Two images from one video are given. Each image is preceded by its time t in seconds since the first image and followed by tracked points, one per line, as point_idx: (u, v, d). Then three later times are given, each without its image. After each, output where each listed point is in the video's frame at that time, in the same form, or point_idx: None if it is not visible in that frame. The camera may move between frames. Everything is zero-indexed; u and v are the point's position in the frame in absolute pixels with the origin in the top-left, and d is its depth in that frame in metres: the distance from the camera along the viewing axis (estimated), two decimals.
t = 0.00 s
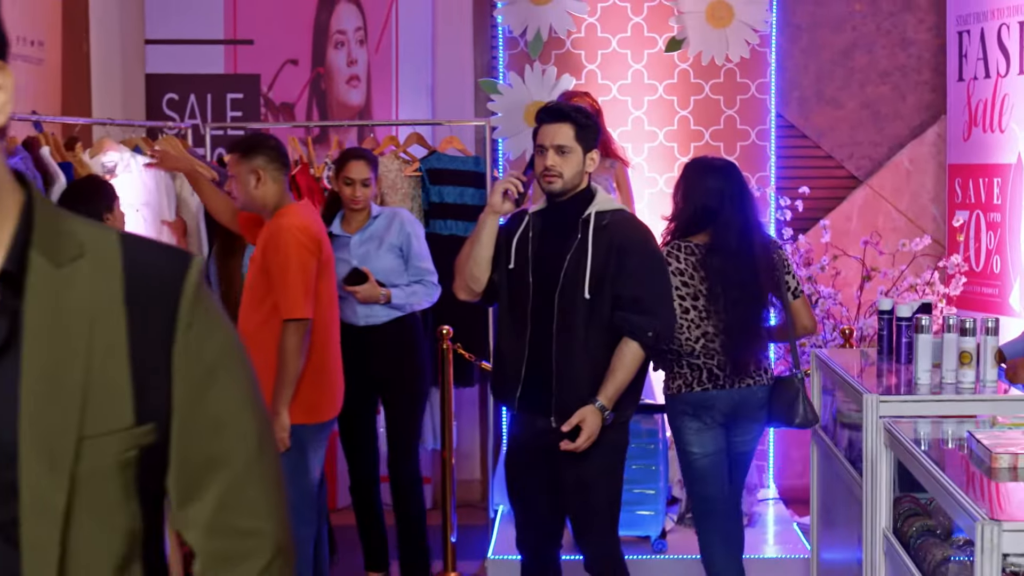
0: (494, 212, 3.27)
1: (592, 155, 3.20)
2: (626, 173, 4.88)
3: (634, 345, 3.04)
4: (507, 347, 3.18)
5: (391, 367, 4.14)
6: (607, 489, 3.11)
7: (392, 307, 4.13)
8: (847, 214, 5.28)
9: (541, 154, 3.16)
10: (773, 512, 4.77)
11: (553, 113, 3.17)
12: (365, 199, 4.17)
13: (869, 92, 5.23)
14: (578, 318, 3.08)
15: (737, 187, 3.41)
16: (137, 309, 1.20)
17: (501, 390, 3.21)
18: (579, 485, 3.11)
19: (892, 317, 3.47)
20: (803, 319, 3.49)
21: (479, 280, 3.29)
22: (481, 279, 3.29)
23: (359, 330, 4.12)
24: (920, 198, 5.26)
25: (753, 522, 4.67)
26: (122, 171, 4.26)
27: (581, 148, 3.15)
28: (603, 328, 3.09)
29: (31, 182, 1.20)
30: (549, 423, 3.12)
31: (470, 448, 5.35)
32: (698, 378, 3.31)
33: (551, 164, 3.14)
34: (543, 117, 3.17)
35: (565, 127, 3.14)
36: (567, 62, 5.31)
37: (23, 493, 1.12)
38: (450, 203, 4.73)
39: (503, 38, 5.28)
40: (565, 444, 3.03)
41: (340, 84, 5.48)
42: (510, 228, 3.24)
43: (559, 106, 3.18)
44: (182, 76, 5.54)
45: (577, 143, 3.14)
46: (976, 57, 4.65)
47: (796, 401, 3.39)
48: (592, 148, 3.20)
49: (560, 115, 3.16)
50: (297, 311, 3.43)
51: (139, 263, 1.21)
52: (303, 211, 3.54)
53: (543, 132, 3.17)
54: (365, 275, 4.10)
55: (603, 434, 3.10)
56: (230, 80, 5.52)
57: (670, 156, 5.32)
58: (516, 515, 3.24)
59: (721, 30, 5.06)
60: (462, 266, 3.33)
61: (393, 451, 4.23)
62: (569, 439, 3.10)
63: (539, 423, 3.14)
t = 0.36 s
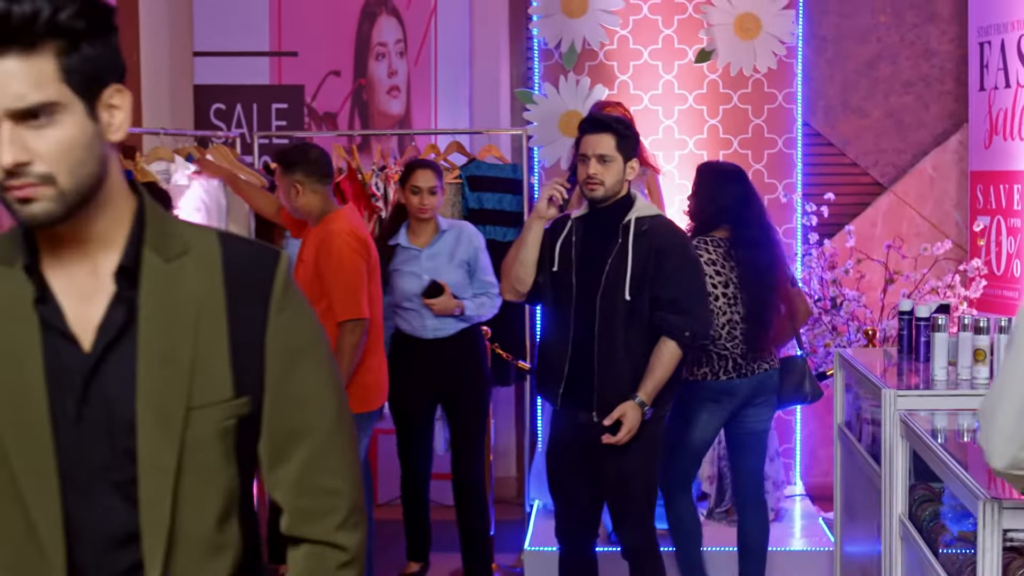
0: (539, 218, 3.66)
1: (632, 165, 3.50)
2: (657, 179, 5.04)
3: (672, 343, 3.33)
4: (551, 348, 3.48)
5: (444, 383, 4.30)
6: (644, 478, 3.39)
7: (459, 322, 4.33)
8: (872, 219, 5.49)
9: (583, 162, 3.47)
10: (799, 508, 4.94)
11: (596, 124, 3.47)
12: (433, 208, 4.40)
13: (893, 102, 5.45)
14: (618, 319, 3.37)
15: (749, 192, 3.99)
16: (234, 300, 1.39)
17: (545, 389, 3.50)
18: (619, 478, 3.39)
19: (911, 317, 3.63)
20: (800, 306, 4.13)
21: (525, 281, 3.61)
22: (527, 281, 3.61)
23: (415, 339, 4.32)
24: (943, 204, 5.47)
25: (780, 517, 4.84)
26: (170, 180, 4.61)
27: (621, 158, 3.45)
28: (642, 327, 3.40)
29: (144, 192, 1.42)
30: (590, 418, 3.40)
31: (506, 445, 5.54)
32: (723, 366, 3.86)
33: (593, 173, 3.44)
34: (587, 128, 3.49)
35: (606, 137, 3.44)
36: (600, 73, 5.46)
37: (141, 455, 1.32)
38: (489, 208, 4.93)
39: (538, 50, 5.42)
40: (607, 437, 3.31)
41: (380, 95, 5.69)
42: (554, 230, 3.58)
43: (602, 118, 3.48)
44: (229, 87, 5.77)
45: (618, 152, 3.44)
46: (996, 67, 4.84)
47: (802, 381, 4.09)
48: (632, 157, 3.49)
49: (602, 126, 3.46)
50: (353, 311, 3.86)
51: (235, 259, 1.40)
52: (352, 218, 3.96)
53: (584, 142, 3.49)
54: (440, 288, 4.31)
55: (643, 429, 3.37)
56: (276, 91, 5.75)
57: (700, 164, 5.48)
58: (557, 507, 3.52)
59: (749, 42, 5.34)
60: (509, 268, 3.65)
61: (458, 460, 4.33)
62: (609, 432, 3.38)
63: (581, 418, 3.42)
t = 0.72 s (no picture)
0: (564, 227, 3.84)
1: (652, 176, 3.67)
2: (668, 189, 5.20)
3: (690, 348, 3.54)
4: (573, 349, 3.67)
5: (479, 387, 4.46)
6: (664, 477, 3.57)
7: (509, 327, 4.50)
8: (880, 229, 5.66)
9: (606, 174, 3.65)
10: (807, 507, 5.24)
11: (619, 137, 3.66)
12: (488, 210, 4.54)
13: (900, 114, 5.63)
14: (639, 323, 3.54)
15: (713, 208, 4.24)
16: (295, 297, 1.57)
17: (569, 391, 3.70)
18: (636, 477, 3.58)
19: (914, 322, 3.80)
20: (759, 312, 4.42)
21: (548, 286, 3.81)
22: (551, 286, 3.81)
23: (458, 344, 4.50)
24: (949, 213, 5.63)
25: (789, 516, 5.14)
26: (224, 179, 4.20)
27: (642, 168, 3.62)
28: (660, 331, 3.57)
29: (215, 202, 1.60)
30: (610, 418, 3.58)
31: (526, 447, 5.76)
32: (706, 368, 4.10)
33: (616, 183, 3.62)
34: (613, 142, 3.65)
35: (628, 150, 3.62)
36: (615, 87, 5.67)
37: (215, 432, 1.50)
38: (506, 218, 5.12)
39: (556, 65, 5.65)
40: (639, 445, 3.51)
41: (403, 108, 5.89)
42: (579, 238, 3.77)
43: (625, 132, 3.66)
44: (255, 100, 5.97)
45: (638, 163, 3.62)
46: (1000, 81, 5.00)
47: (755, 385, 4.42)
48: (652, 168, 3.66)
49: (624, 139, 3.65)
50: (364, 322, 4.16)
51: (295, 259, 1.58)
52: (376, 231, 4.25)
53: (608, 155, 3.67)
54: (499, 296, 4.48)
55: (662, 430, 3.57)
56: (302, 104, 5.95)
57: (712, 174, 5.67)
58: (579, 503, 3.69)
59: (760, 57, 5.53)
60: (535, 274, 3.86)
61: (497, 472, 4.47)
62: (627, 432, 3.57)
63: (600, 418, 3.60)
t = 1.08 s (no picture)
0: (580, 227, 3.97)
1: (664, 178, 3.84)
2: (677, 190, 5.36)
3: (702, 342, 3.71)
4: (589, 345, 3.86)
5: (492, 386, 4.45)
6: (673, 466, 3.73)
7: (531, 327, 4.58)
8: (881, 229, 5.88)
9: (620, 175, 3.80)
10: (810, 498, 5.49)
11: (633, 141, 3.78)
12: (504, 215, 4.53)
13: (901, 118, 5.84)
14: (651, 319, 3.73)
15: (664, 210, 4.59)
16: (339, 290, 1.73)
17: (583, 382, 3.86)
18: (646, 466, 3.74)
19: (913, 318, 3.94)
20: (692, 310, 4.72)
21: (563, 284, 3.98)
22: (565, 283, 3.98)
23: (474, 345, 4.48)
24: (949, 214, 5.85)
25: (793, 507, 5.38)
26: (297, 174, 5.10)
27: (654, 172, 3.78)
28: (672, 327, 3.75)
29: (266, 202, 1.76)
30: (624, 410, 3.75)
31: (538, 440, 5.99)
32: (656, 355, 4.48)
33: (629, 185, 3.78)
34: (627, 145, 3.78)
35: (641, 153, 3.76)
36: (624, 92, 5.83)
37: (268, 411, 1.66)
38: (519, 218, 5.28)
39: (567, 70, 5.81)
40: (659, 440, 3.66)
41: (418, 111, 6.14)
42: (593, 237, 3.95)
43: (638, 135, 3.80)
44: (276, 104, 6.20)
45: (651, 166, 3.77)
46: (998, 86, 5.16)
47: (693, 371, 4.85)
48: (663, 171, 3.83)
49: (638, 143, 3.78)
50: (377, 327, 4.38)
51: (338, 255, 1.75)
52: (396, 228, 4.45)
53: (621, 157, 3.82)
54: (514, 302, 4.46)
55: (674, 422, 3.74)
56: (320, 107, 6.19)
57: (718, 176, 5.85)
58: (589, 492, 3.85)
59: (765, 62, 5.70)
60: (550, 273, 4.03)
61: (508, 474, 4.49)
62: (639, 424, 3.73)
63: (614, 410, 3.77)
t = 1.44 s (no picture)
0: (585, 222, 4.09)
1: (666, 177, 3.95)
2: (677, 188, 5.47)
3: (703, 333, 3.82)
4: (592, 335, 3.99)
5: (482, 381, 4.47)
6: (674, 455, 3.85)
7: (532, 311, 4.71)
8: (876, 225, 6.02)
9: (625, 173, 3.92)
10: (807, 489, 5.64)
11: (637, 139, 3.90)
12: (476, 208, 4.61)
13: (896, 117, 5.97)
14: (654, 312, 3.86)
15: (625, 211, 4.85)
16: (363, 281, 1.86)
17: (587, 372, 3.99)
18: (649, 452, 3.87)
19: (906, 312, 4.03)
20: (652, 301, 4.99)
21: (568, 277, 4.11)
22: (570, 277, 4.10)
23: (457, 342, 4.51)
24: (943, 211, 6.00)
25: (789, 497, 5.53)
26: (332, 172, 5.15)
27: (657, 171, 3.90)
28: (674, 320, 3.87)
29: (295, 199, 1.89)
30: (627, 399, 3.88)
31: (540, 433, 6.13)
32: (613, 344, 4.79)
33: (634, 182, 3.90)
34: (630, 144, 3.89)
35: (645, 151, 3.88)
36: (625, 91, 6.00)
37: (297, 393, 1.78)
38: (522, 214, 5.39)
39: (569, 70, 5.97)
40: (660, 428, 3.79)
41: (423, 110, 6.31)
42: (598, 232, 4.10)
43: (642, 134, 3.91)
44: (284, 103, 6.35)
45: (654, 165, 3.89)
46: (991, 85, 5.28)
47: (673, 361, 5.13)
48: (665, 169, 3.94)
49: (642, 142, 3.89)
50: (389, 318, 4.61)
51: (363, 249, 1.88)
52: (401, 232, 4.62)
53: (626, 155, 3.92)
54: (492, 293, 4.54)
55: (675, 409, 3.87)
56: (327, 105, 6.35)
57: (716, 174, 6.02)
58: (592, 479, 4.00)
59: (763, 62, 5.81)
60: (556, 266, 4.16)
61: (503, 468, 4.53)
62: (639, 412, 3.86)
63: (617, 399, 3.90)
